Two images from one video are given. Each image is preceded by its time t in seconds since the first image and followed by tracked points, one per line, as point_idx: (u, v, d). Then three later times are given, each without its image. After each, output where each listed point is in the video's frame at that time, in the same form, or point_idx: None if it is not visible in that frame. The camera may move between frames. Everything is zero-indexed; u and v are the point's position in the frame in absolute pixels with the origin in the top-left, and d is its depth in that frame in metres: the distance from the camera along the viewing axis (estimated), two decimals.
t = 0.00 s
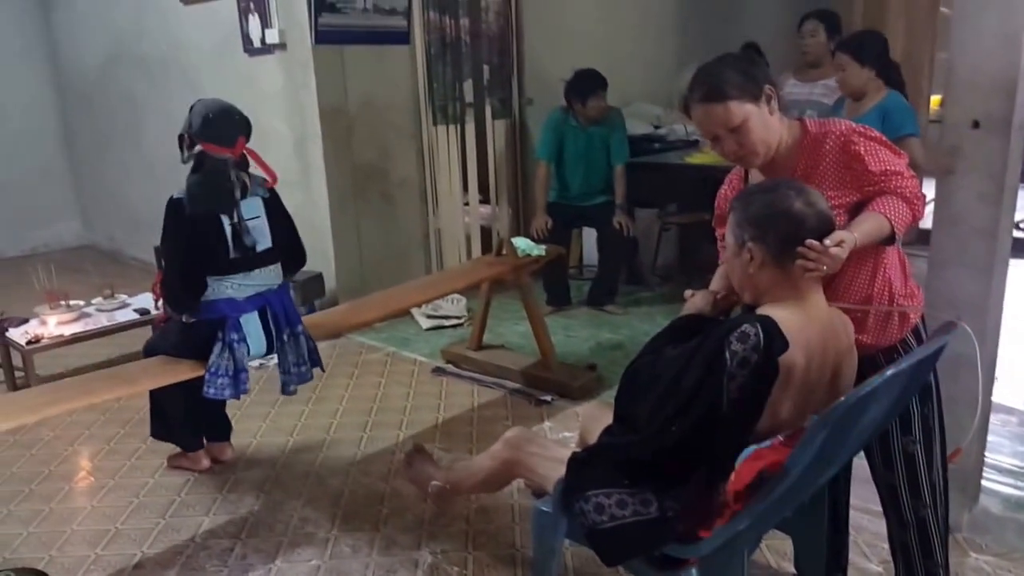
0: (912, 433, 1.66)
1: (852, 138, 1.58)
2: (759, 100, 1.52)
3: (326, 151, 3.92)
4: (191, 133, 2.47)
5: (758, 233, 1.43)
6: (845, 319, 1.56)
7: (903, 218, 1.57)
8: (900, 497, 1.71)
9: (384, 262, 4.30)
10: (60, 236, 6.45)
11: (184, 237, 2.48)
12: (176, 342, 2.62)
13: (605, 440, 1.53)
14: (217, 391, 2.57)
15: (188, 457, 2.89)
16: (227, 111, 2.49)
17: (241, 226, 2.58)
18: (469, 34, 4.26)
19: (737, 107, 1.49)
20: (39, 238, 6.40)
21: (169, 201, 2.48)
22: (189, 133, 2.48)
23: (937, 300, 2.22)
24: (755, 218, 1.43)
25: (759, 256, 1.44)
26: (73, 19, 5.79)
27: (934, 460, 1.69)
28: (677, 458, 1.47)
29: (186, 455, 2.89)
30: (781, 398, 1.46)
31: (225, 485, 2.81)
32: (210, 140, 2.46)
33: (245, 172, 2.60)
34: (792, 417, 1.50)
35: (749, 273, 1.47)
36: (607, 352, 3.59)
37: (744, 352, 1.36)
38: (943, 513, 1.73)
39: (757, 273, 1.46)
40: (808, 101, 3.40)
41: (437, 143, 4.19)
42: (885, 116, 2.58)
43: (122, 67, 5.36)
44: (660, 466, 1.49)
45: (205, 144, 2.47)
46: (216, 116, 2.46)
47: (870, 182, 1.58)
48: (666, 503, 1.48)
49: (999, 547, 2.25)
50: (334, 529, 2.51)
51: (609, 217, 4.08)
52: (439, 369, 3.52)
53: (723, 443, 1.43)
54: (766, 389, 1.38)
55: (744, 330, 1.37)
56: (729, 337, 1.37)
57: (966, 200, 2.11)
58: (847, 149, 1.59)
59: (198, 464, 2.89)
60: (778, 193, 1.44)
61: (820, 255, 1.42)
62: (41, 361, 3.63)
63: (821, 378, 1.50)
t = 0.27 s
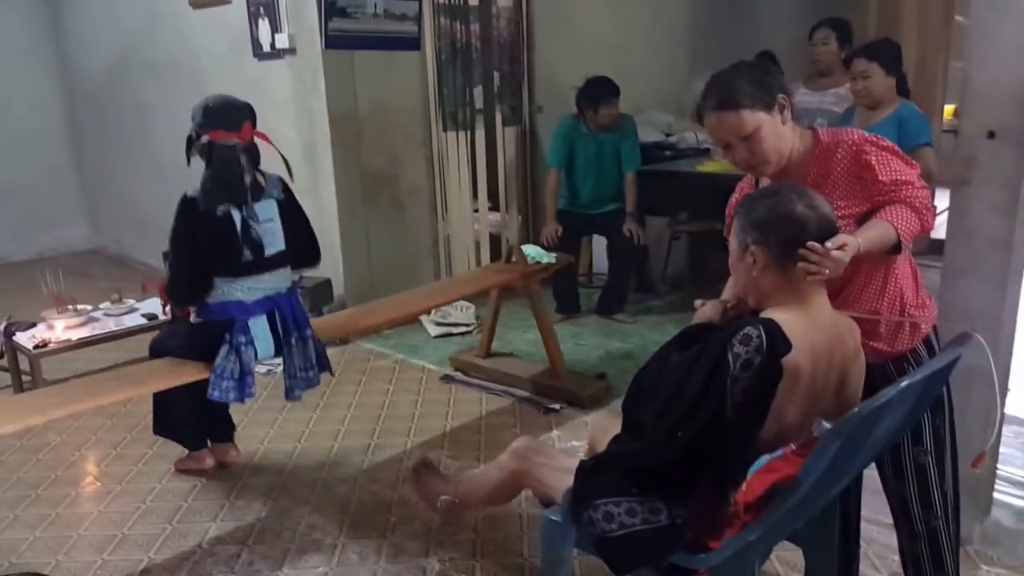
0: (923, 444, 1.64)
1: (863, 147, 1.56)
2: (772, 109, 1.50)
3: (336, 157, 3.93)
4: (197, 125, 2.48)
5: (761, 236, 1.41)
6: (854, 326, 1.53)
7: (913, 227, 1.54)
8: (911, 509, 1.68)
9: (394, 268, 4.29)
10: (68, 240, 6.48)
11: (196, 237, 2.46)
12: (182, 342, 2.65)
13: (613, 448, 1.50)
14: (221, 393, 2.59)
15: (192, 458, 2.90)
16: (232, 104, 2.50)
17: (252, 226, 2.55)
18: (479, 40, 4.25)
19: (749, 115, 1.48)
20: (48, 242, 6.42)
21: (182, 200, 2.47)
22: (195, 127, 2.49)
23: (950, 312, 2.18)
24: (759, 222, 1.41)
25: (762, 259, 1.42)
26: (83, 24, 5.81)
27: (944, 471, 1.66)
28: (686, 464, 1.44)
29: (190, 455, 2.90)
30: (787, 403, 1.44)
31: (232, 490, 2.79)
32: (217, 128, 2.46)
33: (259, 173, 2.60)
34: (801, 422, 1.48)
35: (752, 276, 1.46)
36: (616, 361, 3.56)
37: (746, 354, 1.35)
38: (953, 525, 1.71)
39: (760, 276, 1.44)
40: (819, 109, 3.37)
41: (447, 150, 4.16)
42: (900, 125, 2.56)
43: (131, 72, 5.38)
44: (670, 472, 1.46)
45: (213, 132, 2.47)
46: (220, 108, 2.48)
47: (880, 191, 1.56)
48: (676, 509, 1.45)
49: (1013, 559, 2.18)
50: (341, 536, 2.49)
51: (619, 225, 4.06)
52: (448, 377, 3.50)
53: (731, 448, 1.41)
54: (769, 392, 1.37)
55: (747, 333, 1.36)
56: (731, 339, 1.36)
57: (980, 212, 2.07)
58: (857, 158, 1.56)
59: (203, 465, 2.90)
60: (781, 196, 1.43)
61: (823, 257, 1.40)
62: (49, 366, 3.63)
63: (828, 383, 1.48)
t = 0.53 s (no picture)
0: (931, 449, 1.61)
1: (872, 154, 1.54)
2: (784, 116, 1.49)
3: (343, 161, 3.88)
4: (201, 131, 2.47)
5: (761, 235, 1.39)
6: (859, 329, 1.51)
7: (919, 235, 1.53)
8: (918, 515, 1.66)
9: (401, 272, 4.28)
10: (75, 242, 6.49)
11: (213, 244, 2.48)
12: (190, 346, 2.64)
13: (617, 448, 1.49)
14: (230, 400, 2.59)
15: (200, 461, 2.89)
16: (234, 108, 2.48)
17: (266, 231, 2.55)
18: (488, 43, 4.25)
19: (761, 122, 1.46)
20: (55, 244, 6.43)
21: (197, 207, 2.47)
22: (199, 133, 2.47)
23: (962, 319, 2.16)
24: (759, 222, 1.40)
25: (761, 259, 1.40)
26: (91, 28, 5.82)
27: (953, 478, 1.64)
28: (690, 462, 1.43)
29: (198, 458, 2.89)
30: (790, 405, 1.41)
31: (239, 494, 2.78)
32: (222, 132, 2.45)
33: (270, 179, 2.60)
34: (806, 425, 1.45)
35: (753, 276, 1.43)
36: (624, 366, 3.55)
37: (746, 353, 1.33)
38: (962, 533, 1.68)
39: (761, 276, 1.42)
40: (829, 114, 3.37)
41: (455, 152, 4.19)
42: (913, 132, 2.55)
43: (139, 75, 5.38)
44: (673, 472, 1.45)
45: (217, 134, 2.46)
46: (222, 112, 2.46)
47: (888, 198, 1.54)
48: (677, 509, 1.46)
49: (1023, 568, 2.14)
50: (348, 540, 2.48)
51: (628, 229, 4.05)
52: (454, 381, 3.49)
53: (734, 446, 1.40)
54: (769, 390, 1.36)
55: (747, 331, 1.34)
56: (731, 338, 1.35)
57: (993, 219, 2.04)
58: (866, 164, 1.55)
59: (210, 468, 2.89)
60: (780, 195, 1.41)
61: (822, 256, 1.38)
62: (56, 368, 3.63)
63: (831, 385, 1.45)
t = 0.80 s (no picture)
0: (937, 454, 1.59)
1: (873, 156, 1.53)
2: (790, 121, 1.46)
3: (350, 163, 3.87)
4: (208, 133, 2.46)
5: (753, 230, 1.38)
6: (859, 327, 1.48)
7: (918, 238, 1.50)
8: (922, 520, 1.64)
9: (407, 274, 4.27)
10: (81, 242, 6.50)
11: (218, 247, 2.47)
12: (197, 350, 2.63)
13: (616, 446, 1.45)
14: (237, 404, 2.59)
15: (209, 466, 2.88)
16: (241, 111, 2.48)
17: (272, 234, 2.56)
18: (496, 44, 4.24)
19: (766, 126, 1.44)
20: (61, 244, 6.45)
21: (202, 211, 2.46)
22: (206, 135, 2.47)
23: (972, 324, 2.13)
24: (750, 217, 1.39)
25: (755, 253, 1.39)
26: (98, 28, 5.82)
27: (962, 483, 1.61)
28: (691, 458, 1.40)
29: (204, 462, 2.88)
30: (789, 400, 1.38)
31: (244, 495, 2.78)
32: (230, 135, 2.45)
33: (276, 183, 2.60)
34: (804, 424, 1.42)
35: (748, 272, 1.42)
36: (631, 369, 3.53)
37: (741, 345, 1.32)
38: (970, 539, 1.65)
39: (754, 271, 1.41)
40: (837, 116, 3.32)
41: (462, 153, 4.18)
42: (924, 133, 2.51)
43: (146, 76, 5.38)
44: (675, 469, 1.42)
45: (224, 138, 2.45)
46: (230, 115, 2.46)
47: (889, 200, 1.53)
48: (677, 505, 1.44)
49: None
50: (353, 542, 2.47)
51: (635, 232, 4.03)
52: (460, 383, 3.47)
53: (733, 440, 1.38)
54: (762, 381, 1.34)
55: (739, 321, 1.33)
56: (725, 330, 1.34)
57: (1005, 223, 2.02)
58: (867, 167, 1.54)
59: (219, 472, 2.87)
60: (772, 189, 1.41)
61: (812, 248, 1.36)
62: (62, 368, 3.63)
63: (832, 379, 1.42)
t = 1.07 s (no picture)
0: (943, 456, 1.56)
1: (876, 157, 1.51)
2: (793, 123, 1.44)
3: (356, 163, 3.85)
4: (211, 125, 2.43)
5: (748, 224, 1.38)
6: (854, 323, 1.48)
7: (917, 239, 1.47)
8: (927, 522, 1.62)
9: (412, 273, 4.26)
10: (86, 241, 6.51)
11: (217, 237, 2.46)
12: (199, 344, 2.63)
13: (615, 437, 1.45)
14: (240, 397, 2.56)
15: (209, 459, 2.88)
16: (244, 102, 2.44)
17: (274, 227, 2.55)
18: (501, 43, 4.23)
19: (769, 127, 1.43)
20: (66, 242, 6.45)
21: (203, 202, 2.46)
22: (209, 127, 2.44)
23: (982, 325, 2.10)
24: (745, 210, 1.39)
25: (748, 247, 1.38)
26: (103, 27, 5.82)
27: (968, 485, 1.58)
28: (684, 451, 1.40)
29: (207, 456, 2.88)
30: (789, 391, 1.36)
31: (248, 494, 2.77)
32: (232, 127, 2.43)
33: (279, 174, 2.59)
34: (801, 416, 1.40)
35: (742, 265, 1.42)
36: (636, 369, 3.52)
37: (732, 337, 1.31)
38: (977, 543, 1.62)
39: (748, 264, 1.40)
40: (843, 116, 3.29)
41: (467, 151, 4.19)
42: (930, 133, 2.48)
43: (151, 75, 5.38)
44: (671, 462, 1.41)
45: (226, 130, 2.43)
46: (231, 107, 2.43)
47: (890, 202, 1.51)
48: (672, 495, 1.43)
49: None
50: (357, 542, 2.46)
51: (640, 231, 4.02)
52: (465, 383, 3.47)
53: (725, 432, 1.36)
54: (753, 376, 1.33)
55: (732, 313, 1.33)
56: (717, 321, 1.33)
57: (1015, 224, 1.99)
58: (870, 168, 1.52)
59: (219, 466, 2.88)
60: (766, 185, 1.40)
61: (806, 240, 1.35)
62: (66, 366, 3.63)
63: (829, 371, 1.40)
